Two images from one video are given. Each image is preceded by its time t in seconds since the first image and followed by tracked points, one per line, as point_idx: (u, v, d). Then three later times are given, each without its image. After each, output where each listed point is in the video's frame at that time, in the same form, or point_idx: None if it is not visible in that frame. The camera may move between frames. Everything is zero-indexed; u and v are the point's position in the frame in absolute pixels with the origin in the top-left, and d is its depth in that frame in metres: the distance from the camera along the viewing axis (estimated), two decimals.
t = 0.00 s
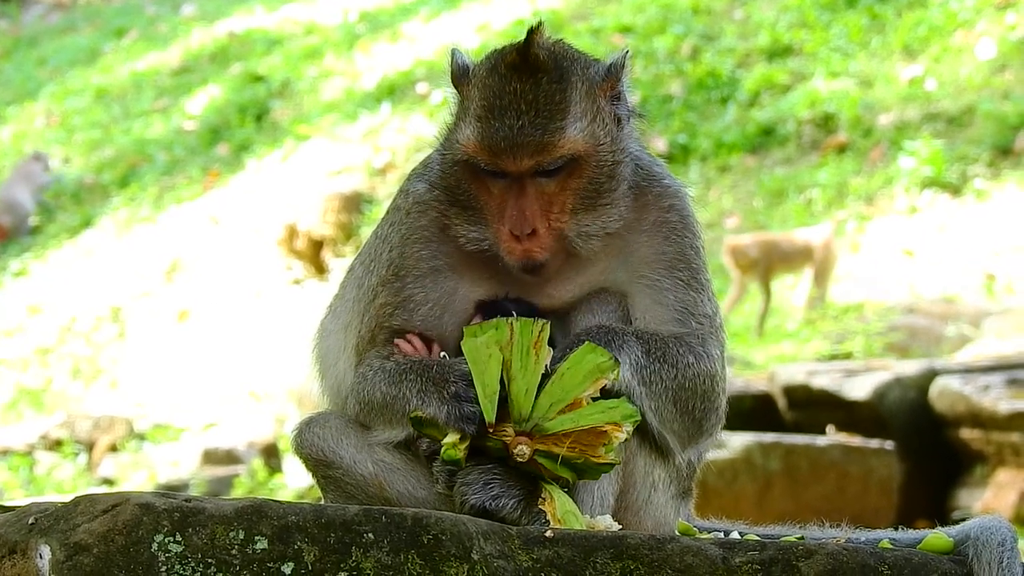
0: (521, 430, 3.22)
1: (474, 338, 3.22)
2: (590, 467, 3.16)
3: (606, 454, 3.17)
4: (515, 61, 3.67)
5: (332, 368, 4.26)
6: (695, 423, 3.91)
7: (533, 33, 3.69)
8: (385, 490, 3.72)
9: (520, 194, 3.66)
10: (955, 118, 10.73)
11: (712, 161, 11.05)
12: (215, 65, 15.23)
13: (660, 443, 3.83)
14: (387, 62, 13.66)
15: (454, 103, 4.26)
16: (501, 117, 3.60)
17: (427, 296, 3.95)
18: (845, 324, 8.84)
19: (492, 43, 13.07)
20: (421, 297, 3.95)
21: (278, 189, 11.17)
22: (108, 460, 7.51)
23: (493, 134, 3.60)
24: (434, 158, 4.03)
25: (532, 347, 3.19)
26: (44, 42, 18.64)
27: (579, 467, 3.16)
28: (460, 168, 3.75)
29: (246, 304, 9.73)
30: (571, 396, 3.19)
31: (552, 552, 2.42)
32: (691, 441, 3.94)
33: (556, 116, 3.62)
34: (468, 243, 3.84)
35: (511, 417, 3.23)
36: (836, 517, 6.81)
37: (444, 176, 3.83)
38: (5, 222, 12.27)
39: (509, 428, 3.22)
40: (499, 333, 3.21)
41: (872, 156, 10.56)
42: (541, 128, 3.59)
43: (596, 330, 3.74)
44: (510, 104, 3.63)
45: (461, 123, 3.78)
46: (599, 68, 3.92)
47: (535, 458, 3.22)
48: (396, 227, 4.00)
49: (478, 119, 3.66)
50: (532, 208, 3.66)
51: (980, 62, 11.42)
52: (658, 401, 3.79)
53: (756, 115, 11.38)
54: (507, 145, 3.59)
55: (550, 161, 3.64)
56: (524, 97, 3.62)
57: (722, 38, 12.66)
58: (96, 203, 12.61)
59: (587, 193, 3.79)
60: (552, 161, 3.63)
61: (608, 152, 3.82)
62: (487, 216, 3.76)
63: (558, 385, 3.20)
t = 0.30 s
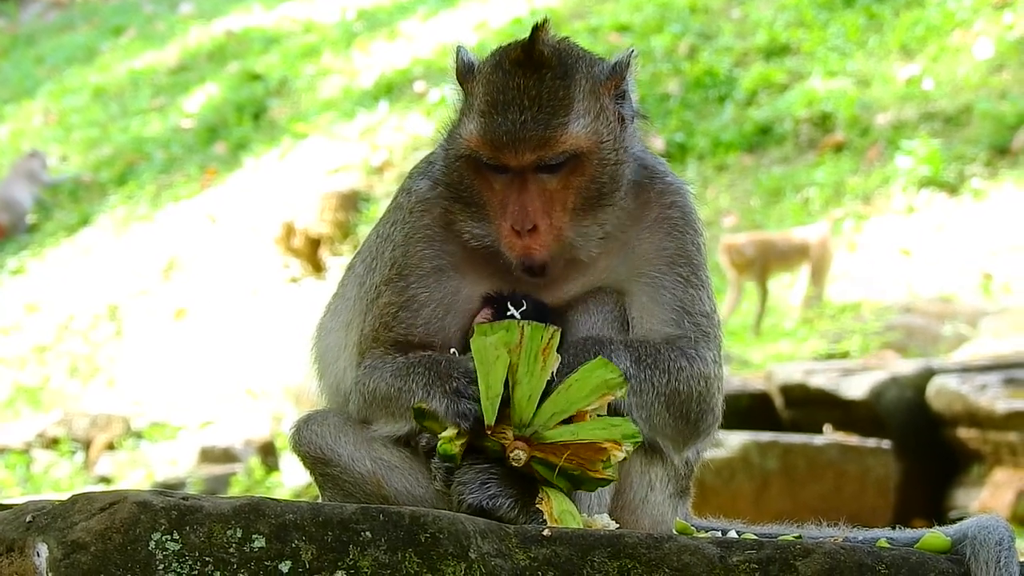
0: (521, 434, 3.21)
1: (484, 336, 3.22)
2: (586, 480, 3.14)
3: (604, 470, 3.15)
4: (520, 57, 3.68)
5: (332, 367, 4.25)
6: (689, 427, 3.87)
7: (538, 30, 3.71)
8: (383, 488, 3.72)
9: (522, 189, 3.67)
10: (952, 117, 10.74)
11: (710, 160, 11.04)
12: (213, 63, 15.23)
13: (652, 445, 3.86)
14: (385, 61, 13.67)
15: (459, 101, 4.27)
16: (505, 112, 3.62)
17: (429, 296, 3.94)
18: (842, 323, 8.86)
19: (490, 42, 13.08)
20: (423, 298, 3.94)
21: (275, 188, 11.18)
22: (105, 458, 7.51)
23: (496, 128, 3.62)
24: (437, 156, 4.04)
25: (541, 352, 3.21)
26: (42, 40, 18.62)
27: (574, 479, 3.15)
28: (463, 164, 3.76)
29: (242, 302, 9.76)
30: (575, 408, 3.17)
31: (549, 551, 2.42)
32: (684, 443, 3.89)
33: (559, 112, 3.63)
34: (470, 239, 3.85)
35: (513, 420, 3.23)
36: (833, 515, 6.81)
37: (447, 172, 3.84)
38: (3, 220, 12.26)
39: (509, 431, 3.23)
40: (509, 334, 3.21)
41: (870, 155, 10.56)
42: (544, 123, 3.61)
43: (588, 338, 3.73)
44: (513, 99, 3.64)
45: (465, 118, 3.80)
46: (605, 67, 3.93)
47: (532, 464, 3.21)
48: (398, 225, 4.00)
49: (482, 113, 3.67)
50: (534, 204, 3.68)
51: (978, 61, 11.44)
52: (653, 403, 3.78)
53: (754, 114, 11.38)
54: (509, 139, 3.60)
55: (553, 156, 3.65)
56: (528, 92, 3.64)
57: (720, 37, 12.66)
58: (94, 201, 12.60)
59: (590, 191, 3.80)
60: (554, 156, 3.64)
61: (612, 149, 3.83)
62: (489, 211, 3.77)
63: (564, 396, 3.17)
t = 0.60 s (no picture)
0: (527, 439, 3.17)
1: (512, 336, 3.12)
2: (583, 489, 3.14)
3: (601, 485, 3.13)
4: (526, 57, 3.68)
5: (326, 366, 4.25)
6: (686, 434, 3.86)
7: (545, 30, 3.71)
8: (380, 486, 3.71)
9: (528, 189, 3.67)
10: (950, 116, 10.74)
11: (707, 159, 11.04)
12: (210, 61, 15.22)
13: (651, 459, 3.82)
14: (382, 59, 13.66)
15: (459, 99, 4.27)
16: (512, 111, 3.62)
17: (427, 297, 3.94)
18: (839, 322, 8.90)
19: (487, 40, 13.08)
20: (421, 298, 3.94)
21: (272, 186, 11.18)
22: (102, 456, 7.50)
23: (503, 127, 3.62)
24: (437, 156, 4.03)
25: (564, 362, 3.17)
26: (39, 38, 18.61)
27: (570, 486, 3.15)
28: (468, 163, 3.76)
29: (240, 299, 9.75)
30: (587, 422, 3.16)
31: (547, 549, 2.43)
32: (678, 449, 3.88)
33: (567, 112, 3.64)
34: (472, 238, 3.85)
35: (524, 424, 3.16)
36: (830, 514, 6.80)
37: (450, 171, 3.84)
38: None
39: (517, 434, 3.16)
40: (538, 337, 3.12)
41: (867, 154, 10.57)
42: (552, 122, 3.62)
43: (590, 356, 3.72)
44: (521, 98, 3.64)
45: (470, 116, 3.79)
46: (608, 67, 3.93)
47: (534, 468, 3.19)
48: (397, 225, 4.00)
49: (489, 112, 3.67)
50: (540, 203, 3.69)
51: (975, 60, 11.44)
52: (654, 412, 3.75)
53: (751, 113, 11.38)
54: (518, 139, 3.61)
55: (561, 156, 3.66)
56: (536, 91, 3.64)
57: (717, 36, 12.67)
58: (91, 199, 12.60)
59: (595, 191, 3.81)
60: (562, 156, 3.66)
61: (616, 150, 3.84)
62: (494, 211, 3.77)
63: (579, 407, 3.17)
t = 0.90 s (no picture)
0: (531, 441, 3.15)
1: (528, 338, 3.08)
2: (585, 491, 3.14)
3: (603, 485, 3.11)
4: (538, 58, 3.66)
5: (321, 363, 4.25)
6: (685, 432, 3.87)
7: (556, 31, 3.69)
8: (377, 485, 3.71)
9: (536, 190, 3.67)
10: (948, 116, 10.75)
11: (705, 158, 11.04)
12: (209, 60, 15.22)
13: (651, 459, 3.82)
14: (381, 58, 13.66)
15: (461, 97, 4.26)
16: (522, 112, 3.62)
17: (418, 297, 3.95)
18: (836, 322, 8.90)
19: (485, 40, 13.08)
20: (414, 297, 3.95)
21: (271, 185, 11.18)
22: (100, 455, 7.50)
23: (514, 128, 3.61)
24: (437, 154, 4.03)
25: (577, 368, 3.12)
26: (38, 36, 18.61)
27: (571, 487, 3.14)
28: (475, 163, 3.75)
29: (239, 299, 9.74)
30: (590, 428, 3.12)
31: (544, 549, 2.43)
32: (678, 447, 3.88)
33: (577, 114, 3.63)
34: (475, 238, 3.85)
35: (532, 427, 3.14)
36: (828, 514, 6.79)
37: (456, 171, 3.83)
38: None
39: (522, 435, 3.15)
40: (552, 343, 3.09)
41: (865, 154, 10.57)
42: (563, 125, 3.60)
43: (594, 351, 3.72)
44: (531, 99, 3.63)
45: (477, 116, 3.79)
46: (614, 69, 3.93)
47: (536, 470, 3.18)
48: (396, 223, 3.99)
49: (498, 112, 3.66)
50: (547, 204, 3.69)
51: (974, 60, 11.45)
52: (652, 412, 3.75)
53: (749, 113, 11.39)
54: (528, 140, 3.60)
55: (571, 158, 3.65)
56: (546, 93, 3.63)
57: (716, 35, 12.67)
58: (90, 198, 12.60)
59: (600, 193, 3.81)
60: (572, 158, 3.65)
61: (623, 153, 3.84)
62: (498, 211, 3.77)
63: (583, 414, 3.12)
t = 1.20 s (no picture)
0: (526, 429, 3.15)
1: (494, 332, 3.09)
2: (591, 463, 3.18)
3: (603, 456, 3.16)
4: (541, 57, 3.67)
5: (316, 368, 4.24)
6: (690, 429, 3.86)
7: (559, 31, 3.69)
8: (375, 484, 3.72)
9: (537, 189, 3.69)
10: (946, 114, 10.75)
11: (704, 156, 11.03)
12: (207, 58, 15.21)
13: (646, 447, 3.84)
14: (379, 56, 13.64)
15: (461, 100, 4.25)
16: (525, 110, 3.63)
17: (415, 301, 3.94)
18: (835, 320, 8.90)
19: (484, 38, 13.07)
20: (410, 301, 3.94)
21: (269, 184, 11.18)
22: (98, 453, 7.50)
23: (517, 126, 3.63)
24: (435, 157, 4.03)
25: (550, 348, 3.10)
26: (35, 35, 18.59)
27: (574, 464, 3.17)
28: (477, 161, 3.77)
29: (237, 297, 9.73)
30: (581, 402, 3.13)
31: (542, 547, 2.43)
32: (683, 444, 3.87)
33: (580, 114, 3.65)
34: (474, 239, 3.86)
35: (522, 416, 3.14)
36: (826, 512, 6.79)
37: (457, 172, 3.84)
38: None
39: (514, 427, 3.15)
40: (519, 330, 3.09)
41: (863, 152, 10.58)
42: (566, 124, 3.62)
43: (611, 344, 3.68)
44: (534, 98, 3.65)
45: (479, 115, 3.80)
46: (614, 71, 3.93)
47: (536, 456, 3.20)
48: (393, 224, 3.98)
49: (500, 111, 3.68)
50: (548, 204, 3.71)
51: (972, 58, 11.45)
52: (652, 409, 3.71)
53: (748, 111, 11.38)
54: (530, 137, 3.62)
55: (572, 158, 3.67)
56: (549, 92, 3.64)
57: (714, 33, 12.67)
58: (88, 196, 12.59)
59: (600, 194, 3.82)
60: (574, 158, 3.66)
61: (624, 155, 3.85)
62: (498, 211, 3.79)
63: (568, 392, 3.13)
